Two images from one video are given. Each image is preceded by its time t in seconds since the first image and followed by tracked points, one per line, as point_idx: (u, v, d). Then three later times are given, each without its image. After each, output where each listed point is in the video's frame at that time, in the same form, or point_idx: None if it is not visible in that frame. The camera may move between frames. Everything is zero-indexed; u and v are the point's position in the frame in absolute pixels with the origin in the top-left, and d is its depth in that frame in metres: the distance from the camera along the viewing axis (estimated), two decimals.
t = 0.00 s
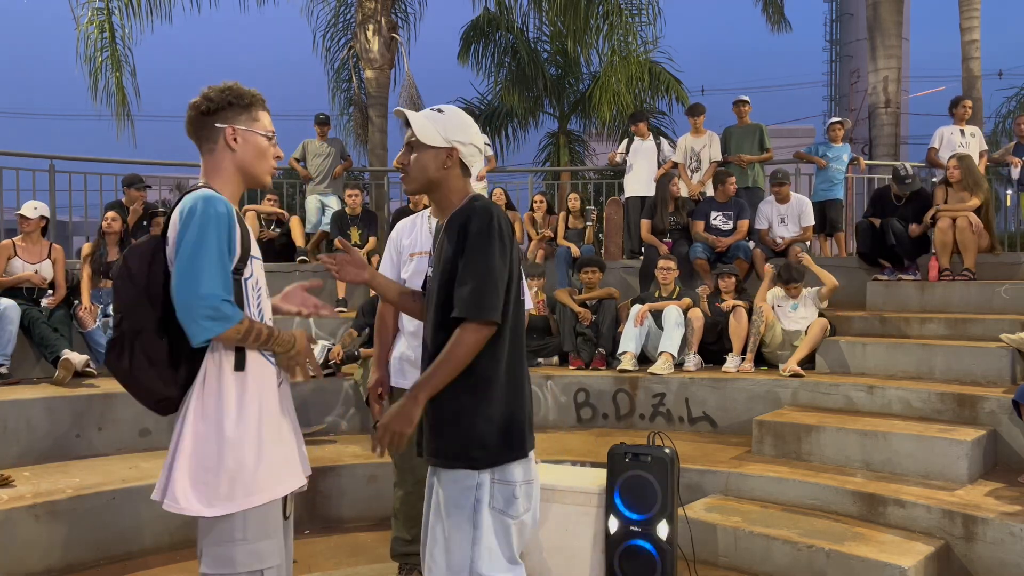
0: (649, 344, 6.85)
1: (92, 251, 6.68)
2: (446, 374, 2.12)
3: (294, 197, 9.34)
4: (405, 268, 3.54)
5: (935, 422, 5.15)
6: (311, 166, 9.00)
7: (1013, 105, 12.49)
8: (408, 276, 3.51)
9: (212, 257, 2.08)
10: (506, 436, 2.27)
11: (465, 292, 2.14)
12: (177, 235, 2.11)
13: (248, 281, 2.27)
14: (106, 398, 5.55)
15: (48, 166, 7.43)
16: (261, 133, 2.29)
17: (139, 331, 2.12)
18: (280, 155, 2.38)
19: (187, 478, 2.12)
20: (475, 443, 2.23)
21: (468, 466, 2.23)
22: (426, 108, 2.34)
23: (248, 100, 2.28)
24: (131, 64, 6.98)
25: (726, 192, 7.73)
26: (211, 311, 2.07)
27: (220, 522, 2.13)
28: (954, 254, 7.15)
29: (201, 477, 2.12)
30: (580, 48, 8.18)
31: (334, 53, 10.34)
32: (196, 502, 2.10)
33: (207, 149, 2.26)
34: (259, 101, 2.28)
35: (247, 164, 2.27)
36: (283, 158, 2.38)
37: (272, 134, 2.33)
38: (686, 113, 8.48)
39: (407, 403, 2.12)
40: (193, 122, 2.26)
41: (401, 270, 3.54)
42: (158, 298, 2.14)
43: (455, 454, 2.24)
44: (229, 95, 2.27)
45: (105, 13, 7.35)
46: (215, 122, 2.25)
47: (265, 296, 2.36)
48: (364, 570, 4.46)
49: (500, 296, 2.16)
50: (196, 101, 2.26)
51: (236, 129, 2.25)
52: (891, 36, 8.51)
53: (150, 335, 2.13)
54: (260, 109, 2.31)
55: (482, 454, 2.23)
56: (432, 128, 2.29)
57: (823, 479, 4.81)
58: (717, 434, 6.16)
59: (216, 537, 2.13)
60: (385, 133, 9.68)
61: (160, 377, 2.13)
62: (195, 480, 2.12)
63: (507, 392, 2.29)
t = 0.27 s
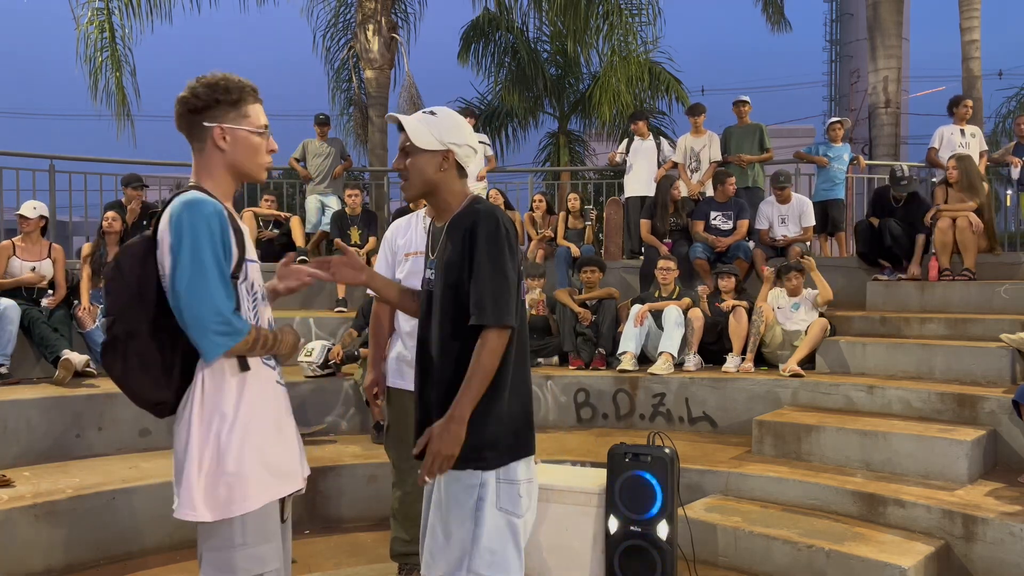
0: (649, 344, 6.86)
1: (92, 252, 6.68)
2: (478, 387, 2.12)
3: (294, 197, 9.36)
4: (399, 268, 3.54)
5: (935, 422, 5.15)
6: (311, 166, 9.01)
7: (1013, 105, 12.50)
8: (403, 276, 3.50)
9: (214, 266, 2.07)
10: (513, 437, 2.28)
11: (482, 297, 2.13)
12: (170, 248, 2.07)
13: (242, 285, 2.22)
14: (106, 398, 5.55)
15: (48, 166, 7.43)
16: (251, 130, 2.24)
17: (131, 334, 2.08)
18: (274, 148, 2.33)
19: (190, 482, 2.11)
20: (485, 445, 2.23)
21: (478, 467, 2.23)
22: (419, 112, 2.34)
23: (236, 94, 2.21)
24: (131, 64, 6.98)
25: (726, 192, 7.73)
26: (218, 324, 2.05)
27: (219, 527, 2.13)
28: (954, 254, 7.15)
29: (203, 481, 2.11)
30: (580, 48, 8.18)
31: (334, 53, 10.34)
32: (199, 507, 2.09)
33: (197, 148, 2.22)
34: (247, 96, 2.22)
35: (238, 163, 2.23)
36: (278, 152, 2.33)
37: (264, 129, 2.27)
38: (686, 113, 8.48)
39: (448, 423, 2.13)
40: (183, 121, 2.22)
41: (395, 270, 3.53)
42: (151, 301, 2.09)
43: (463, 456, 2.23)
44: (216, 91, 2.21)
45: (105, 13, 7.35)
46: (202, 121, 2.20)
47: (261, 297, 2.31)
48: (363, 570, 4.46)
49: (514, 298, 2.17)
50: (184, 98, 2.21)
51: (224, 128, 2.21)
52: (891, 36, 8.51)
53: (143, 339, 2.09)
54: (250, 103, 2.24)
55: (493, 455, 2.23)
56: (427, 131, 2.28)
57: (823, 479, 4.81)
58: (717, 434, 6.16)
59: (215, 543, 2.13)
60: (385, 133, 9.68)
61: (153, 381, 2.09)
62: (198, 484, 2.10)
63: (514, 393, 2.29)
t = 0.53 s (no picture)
0: (649, 344, 6.86)
1: (92, 252, 6.68)
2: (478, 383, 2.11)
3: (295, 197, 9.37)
4: (398, 268, 3.52)
5: (935, 422, 5.15)
6: (311, 166, 9.01)
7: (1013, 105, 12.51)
8: (402, 277, 3.48)
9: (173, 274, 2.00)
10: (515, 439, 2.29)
11: (487, 298, 2.14)
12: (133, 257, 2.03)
13: (224, 290, 2.17)
14: (106, 398, 5.55)
15: (48, 166, 7.43)
16: (238, 127, 2.21)
17: (115, 340, 2.06)
18: (269, 145, 2.31)
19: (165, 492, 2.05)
20: (488, 446, 2.23)
21: (480, 469, 2.22)
22: (421, 108, 2.35)
23: (224, 91, 2.19)
24: (131, 64, 6.98)
25: (726, 192, 7.73)
26: (175, 334, 1.99)
27: (196, 536, 2.07)
28: (954, 254, 7.15)
29: (178, 491, 2.05)
30: (580, 47, 8.18)
31: (335, 53, 10.34)
32: (173, 518, 2.04)
33: (190, 148, 2.21)
34: (231, 92, 2.19)
35: (226, 161, 2.21)
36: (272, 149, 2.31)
37: (256, 125, 2.24)
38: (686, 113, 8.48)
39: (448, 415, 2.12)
40: (175, 120, 2.22)
41: (392, 270, 3.52)
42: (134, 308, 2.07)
43: (465, 458, 2.23)
44: (201, 88, 2.19)
45: (105, 13, 7.35)
46: (191, 120, 2.19)
47: (253, 300, 2.27)
48: (363, 571, 4.45)
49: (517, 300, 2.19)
50: (175, 97, 2.20)
51: (209, 126, 2.19)
52: (891, 36, 8.51)
53: (128, 346, 2.07)
54: (238, 99, 2.22)
55: (494, 457, 2.23)
56: (430, 128, 2.29)
57: (823, 479, 4.81)
58: (717, 434, 6.16)
59: (192, 551, 2.07)
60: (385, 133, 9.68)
61: (138, 387, 2.08)
62: (172, 495, 2.05)
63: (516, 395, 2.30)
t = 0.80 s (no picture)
0: (649, 344, 6.86)
1: (92, 252, 6.68)
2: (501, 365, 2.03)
3: (295, 197, 9.37)
4: (400, 269, 3.50)
5: (935, 422, 5.15)
6: (311, 166, 9.00)
7: (1013, 105, 12.51)
8: (403, 277, 3.46)
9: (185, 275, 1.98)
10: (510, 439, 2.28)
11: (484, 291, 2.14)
12: (143, 259, 1.99)
13: (229, 291, 2.17)
14: (106, 398, 5.55)
15: (48, 166, 7.43)
16: (251, 126, 2.21)
17: (114, 342, 2.01)
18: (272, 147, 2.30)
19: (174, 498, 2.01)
20: (479, 445, 2.23)
21: (471, 467, 2.22)
22: (427, 104, 2.34)
23: (240, 89, 2.20)
24: (131, 64, 6.98)
25: (727, 192, 7.73)
26: (191, 339, 1.97)
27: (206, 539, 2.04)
28: (954, 254, 7.15)
29: (188, 497, 2.02)
30: (580, 48, 8.18)
31: (334, 53, 10.34)
32: (184, 524, 2.00)
33: (193, 141, 2.18)
34: (249, 91, 2.20)
35: (234, 158, 2.20)
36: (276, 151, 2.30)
37: (264, 126, 2.25)
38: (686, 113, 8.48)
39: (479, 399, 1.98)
40: (180, 111, 2.18)
41: (394, 270, 3.50)
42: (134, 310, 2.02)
43: (457, 456, 2.23)
44: (218, 83, 2.17)
45: (105, 12, 7.35)
46: (201, 113, 2.16)
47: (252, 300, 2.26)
48: (363, 570, 4.45)
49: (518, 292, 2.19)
50: (184, 88, 2.17)
51: (224, 121, 2.17)
52: (891, 36, 8.51)
53: (127, 349, 2.02)
54: (253, 99, 2.22)
55: (485, 456, 2.23)
56: (437, 128, 2.28)
57: (823, 478, 4.81)
58: (717, 434, 6.17)
59: (200, 554, 2.04)
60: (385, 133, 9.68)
61: (138, 391, 2.03)
62: (182, 501, 2.01)
63: (512, 394, 2.30)
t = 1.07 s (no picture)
0: (649, 344, 6.86)
1: (92, 252, 6.68)
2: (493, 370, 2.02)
3: (295, 197, 9.37)
4: (401, 269, 3.51)
5: (935, 422, 5.15)
6: (311, 166, 9.01)
7: (1013, 105, 12.50)
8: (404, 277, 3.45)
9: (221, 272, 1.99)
10: (507, 442, 2.27)
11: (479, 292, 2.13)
12: (173, 258, 1.97)
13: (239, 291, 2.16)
14: (106, 398, 5.55)
15: (48, 166, 7.44)
16: (258, 127, 2.23)
17: (124, 344, 2.00)
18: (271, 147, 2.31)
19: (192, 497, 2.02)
20: (473, 447, 2.22)
21: (464, 471, 2.23)
22: (424, 102, 2.34)
23: (248, 90, 2.21)
24: (131, 64, 6.98)
25: (727, 193, 7.73)
26: (229, 338, 1.98)
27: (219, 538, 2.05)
28: (954, 254, 7.15)
29: (205, 495, 2.03)
30: (580, 47, 8.18)
31: (334, 53, 10.34)
32: (203, 523, 2.01)
33: (198, 139, 2.17)
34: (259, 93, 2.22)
35: (241, 159, 2.21)
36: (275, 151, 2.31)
37: (267, 127, 2.27)
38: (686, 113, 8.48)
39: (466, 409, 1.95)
40: (186, 109, 2.17)
41: (397, 271, 3.49)
42: (145, 310, 2.02)
43: (451, 458, 2.23)
44: (227, 82, 2.17)
45: (105, 13, 7.35)
46: (210, 112, 2.16)
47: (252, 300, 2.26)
48: (363, 570, 4.45)
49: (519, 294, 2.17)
50: (191, 85, 2.16)
51: (234, 122, 2.18)
52: (891, 36, 8.51)
53: (135, 351, 2.01)
54: (258, 100, 2.24)
55: (479, 459, 2.23)
56: (433, 125, 2.29)
57: (823, 478, 4.81)
58: (717, 434, 6.17)
59: (213, 553, 2.05)
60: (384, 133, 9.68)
61: (144, 393, 2.01)
62: (200, 499, 2.02)
63: (509, 396, 2.28)
